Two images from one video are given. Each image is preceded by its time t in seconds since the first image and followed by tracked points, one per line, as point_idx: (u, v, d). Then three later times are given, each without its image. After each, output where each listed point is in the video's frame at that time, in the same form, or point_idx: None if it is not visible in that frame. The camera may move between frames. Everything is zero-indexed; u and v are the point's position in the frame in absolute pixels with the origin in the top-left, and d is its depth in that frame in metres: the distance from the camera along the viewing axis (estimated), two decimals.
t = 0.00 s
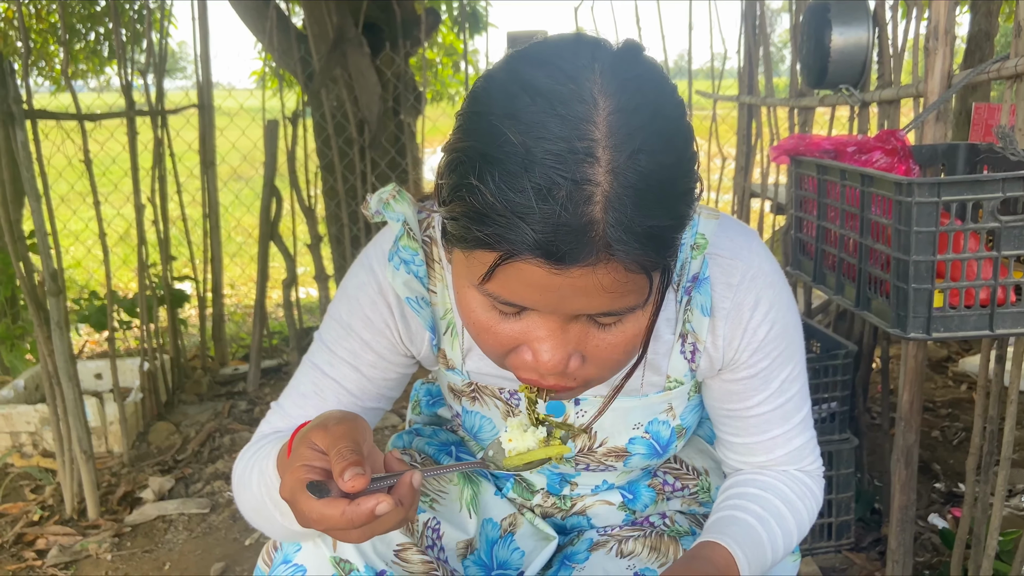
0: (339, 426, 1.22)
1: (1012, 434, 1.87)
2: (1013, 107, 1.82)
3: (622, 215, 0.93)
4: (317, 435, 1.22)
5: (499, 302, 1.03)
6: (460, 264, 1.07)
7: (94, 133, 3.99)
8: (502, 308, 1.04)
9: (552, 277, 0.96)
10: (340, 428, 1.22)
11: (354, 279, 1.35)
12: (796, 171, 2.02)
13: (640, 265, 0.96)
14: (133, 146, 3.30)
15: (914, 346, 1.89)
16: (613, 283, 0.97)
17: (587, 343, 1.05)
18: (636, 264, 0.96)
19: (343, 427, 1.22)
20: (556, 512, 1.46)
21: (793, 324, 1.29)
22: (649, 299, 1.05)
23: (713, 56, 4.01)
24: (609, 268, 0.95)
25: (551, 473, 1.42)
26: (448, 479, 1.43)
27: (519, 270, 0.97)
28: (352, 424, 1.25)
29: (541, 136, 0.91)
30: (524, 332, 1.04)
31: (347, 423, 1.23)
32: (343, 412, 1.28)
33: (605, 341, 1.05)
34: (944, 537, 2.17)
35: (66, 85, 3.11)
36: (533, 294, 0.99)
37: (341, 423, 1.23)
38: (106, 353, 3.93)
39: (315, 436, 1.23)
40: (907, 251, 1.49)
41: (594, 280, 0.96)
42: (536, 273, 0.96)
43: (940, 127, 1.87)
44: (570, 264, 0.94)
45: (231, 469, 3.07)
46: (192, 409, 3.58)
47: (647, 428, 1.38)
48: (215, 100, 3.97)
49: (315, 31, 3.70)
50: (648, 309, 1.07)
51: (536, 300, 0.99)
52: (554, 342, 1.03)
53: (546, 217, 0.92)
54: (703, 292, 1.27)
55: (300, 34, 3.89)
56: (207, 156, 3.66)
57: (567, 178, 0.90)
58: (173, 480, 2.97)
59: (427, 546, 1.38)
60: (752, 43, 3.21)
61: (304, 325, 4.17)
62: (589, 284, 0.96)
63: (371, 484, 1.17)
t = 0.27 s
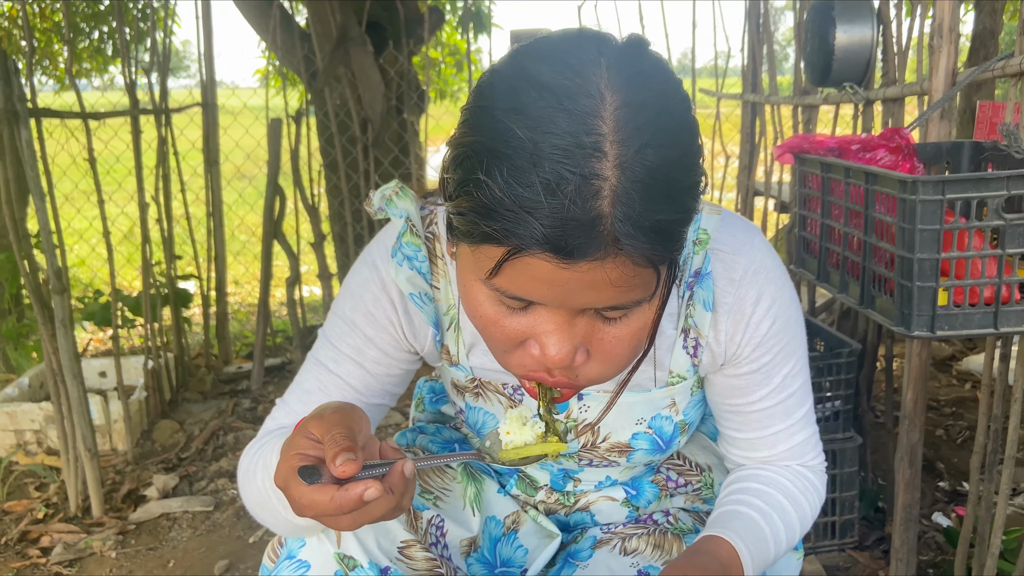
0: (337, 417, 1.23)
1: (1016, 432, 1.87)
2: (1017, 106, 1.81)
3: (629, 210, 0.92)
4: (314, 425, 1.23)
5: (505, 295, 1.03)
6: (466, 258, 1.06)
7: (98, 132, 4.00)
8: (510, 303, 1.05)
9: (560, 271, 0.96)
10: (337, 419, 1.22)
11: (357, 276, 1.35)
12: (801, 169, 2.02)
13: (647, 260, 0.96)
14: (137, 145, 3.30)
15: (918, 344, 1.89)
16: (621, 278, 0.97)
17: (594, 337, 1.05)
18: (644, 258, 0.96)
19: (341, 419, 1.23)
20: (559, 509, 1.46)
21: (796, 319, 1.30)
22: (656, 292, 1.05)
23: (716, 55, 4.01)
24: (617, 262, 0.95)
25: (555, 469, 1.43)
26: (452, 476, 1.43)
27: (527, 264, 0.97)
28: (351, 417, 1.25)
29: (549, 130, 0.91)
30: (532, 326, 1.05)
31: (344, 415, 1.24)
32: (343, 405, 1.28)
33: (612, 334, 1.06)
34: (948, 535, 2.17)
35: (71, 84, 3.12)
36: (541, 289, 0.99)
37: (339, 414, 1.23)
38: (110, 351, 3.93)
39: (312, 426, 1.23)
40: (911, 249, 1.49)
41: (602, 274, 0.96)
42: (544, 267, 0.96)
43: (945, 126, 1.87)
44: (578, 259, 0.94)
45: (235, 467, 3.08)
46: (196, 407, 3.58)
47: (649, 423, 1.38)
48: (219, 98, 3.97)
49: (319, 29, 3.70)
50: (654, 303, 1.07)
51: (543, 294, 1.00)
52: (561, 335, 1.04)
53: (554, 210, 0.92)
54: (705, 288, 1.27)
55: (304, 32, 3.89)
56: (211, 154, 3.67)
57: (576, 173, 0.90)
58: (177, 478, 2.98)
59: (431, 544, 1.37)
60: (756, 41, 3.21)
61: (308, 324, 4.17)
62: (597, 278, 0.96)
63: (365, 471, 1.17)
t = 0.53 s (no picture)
0: (344, 402, 1.23)
1: (1021, 432, 1.86)
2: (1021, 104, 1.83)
3: (636, 200, 0.94)
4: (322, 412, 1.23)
5: (513, 286, 1.04)
6: (473, 249, 1.06)
7: (102, 132, 4.00)
8: (517, 293, 1.05)
9: (569, 261, 0.97)
10: (346, 406, 1.22)
11: (361, 272, 1.35)
12: (805, 168, 2.01)
13: (656, 249, 0.98)
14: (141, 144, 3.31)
15: (922, 343, 1.89)
16: (630, 267, 0.98)
17: (601, 327, 1.05)
18: (652, 247, 0.97)
19: (348, 404, 1.22)
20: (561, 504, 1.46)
21: (798, 313, 1.30)
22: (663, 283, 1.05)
23: (720, 53, 4.00)
24: (627, 252, 0.96)
25: (558, 465, 1.43)
26: (457, 475, 1.44)
27: (537, 254, 0.97)
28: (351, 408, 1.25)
29: (559, 121, 0.92)
30: (538, 317, 1.05)
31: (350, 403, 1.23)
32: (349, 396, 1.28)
33: (618, 325, 1.06)
34: (952, 535, 2.16)
35: (75, 84, 3.12)
36: (549, 279, 0.99)
37: (343, 400, 1.23)
38: (115, 350, 3.94)
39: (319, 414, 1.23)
40: (915, 248, 1.49)
41: (611, 264, 0.97)
42: (552, 257, 0.97)
43: (949, 124, 1.86)
44: (587, 248, 0.95)
45: (238, 466, 3.08)
46: (200, 406, 3.59)
47: (652, 418, 1.38)
48: (222, 98, 3.98)
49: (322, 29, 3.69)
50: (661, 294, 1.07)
51: (551, 284, 1.00)
52: (568, 326, 1.04)
53: (564, 198, 0.93)
54: (708, 282, 1.28)
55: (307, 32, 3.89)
56: (214, 154, 3.67)
57: (585, 161, 0.92)
58: (180, 477, 2.98)
59: (435, 542, 1.38)
60: (760, 40, 3.20)
61: (311, 323, 4.18)
62: (606, 268, 0.97)
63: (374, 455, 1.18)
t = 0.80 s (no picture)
0: (355, 389, 1.23)
1: None
2: None
3: (640, 188, 0.94)
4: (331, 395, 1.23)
5: (516, 274, 1.04)
6: (477, 240, 1.08)
7: (106, 132, 4.02)
8: (520, 282, 1.05)
9: (572, 248, 0.97)
10: (356, 391, 1.23)
11: (365, 268, 1.35)
12: (807, 168, 2.01)
13: (658, 237, 0.98)
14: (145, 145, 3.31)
15: (926, 344, 1.89)
16: (631, 254, 0.98)
17: (603, 316, 1.06)
18: (654, 234, 0.97)
19: (357, 389, 1.23)
20: (565, 502, 1.46)
21: (799, 306, 1.31)
22: (664, 271, 1.05)
23: (723, 54, 4.00)
24: (629, 239, 0.97)
25: (561, 461, 1.44)
26: (461, 476, 1.44)
27: (540, 242, 0.97)
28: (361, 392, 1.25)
29: (562, 110, 0.92)
30: (542, 306, 1.05)
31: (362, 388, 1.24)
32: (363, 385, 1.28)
33: (620, 314, 1.06)
34: (955, 535, 2.16)
35: (79, 85, 3.13)
36: (551, 267, 0.99)
37: (354, 386, 1.24)
38: (118, 350, 3.95)
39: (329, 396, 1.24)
40: (918, 248, 1.48)
41: (614, 251, 0.97)
42: (555, 244, 0.97)
43: (953, 125, 1.86)
44: (589, 236, 0.96)
45: (242, 466, 3.08)
46: (204, 406, 3.60)
47: (654, 412, 1.38)
48: (226, 98, 3.98)
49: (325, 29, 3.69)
50: (662, 283, 1.07)
51: (553, 272, 1.00)
52: (571, 315, 1.04)
53: (566, 185, 0.93)
54: (708, 274, 1.30)
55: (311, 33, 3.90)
56: (218, 154, 3.68)
57: (586, 148, 0.92)
58: (184, 477, 2.99)
59: (440, 542, 1.36)
60: (763, 40, 3.20)
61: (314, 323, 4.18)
62: (609, 255, 0.97)
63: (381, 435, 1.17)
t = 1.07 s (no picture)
0: (349, 379, 1.24)
1: None
2: None
3: (638, 169, 0.95)
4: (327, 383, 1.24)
5: (516, 258, 1.04)
6: (477, 224, 1.07)
7: (109, 134, 4.02)
8: (520, 266, 1.05)
9: (572, 230, 0.97)
10: (351, 381, 1.24)
11: (366, 263, 1.36)
12: (809, 169, 2.01)
13: (655, 218, 0.98)
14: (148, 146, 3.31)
15: (927, 345, 1.88)
16: (630, 236, 0.98)
17: (602, 299, 1.06)
18: (651, 216, 0.97)
19: (351, 379, 1.24)
20: (566, 499, 1.45)
21: (796, 295, 1.31)
22: (662, 254, 1.06)
23: (725, 55, 4.00)
24: (627, 220, 0.97)
25: (562, 455, 1.45)
26: (461, 477, 1.43)
27: (539, 224, 0.98)
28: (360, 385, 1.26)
29: (559, 94, 0.94)
30: (541, 289, 1.05)
31: (358, 378, 1.25)
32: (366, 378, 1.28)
33: (619, 297, 1.06)
34: (957, 536, 2.16)
35: (82, 86, 3.13)
36: (552, 250, 0.99)
37: (348, 375, 1.25)
38: (121, 351, 3.96)
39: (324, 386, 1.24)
40: (920, 249, 1.48)
41: (613, 233, 0.97)
42: (554, 226, 0.97)
43: (954, 126, 1.86)
44: (588, 217, 0.96)
45: (244, 467, 3.09)
46: (206, 407, 3.61)
47: (653, 403, 1.39)
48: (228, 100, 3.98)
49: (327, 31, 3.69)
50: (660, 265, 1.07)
51: (553, 255, 1.00)
52: (571, 298, 1.04)
53: (561, 167, 0.94)
54: (706, 264, 1.30)
55: (313, 34, 3.90)
56: (221, 155, 3.68)
57: (582, 131, 0.93)
58: (186, 478, 2.99)
59: (440, 542, 1.36)
60: (765, 42, 3.20)
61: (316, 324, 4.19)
62: (607, 237, 0.97)
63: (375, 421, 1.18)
